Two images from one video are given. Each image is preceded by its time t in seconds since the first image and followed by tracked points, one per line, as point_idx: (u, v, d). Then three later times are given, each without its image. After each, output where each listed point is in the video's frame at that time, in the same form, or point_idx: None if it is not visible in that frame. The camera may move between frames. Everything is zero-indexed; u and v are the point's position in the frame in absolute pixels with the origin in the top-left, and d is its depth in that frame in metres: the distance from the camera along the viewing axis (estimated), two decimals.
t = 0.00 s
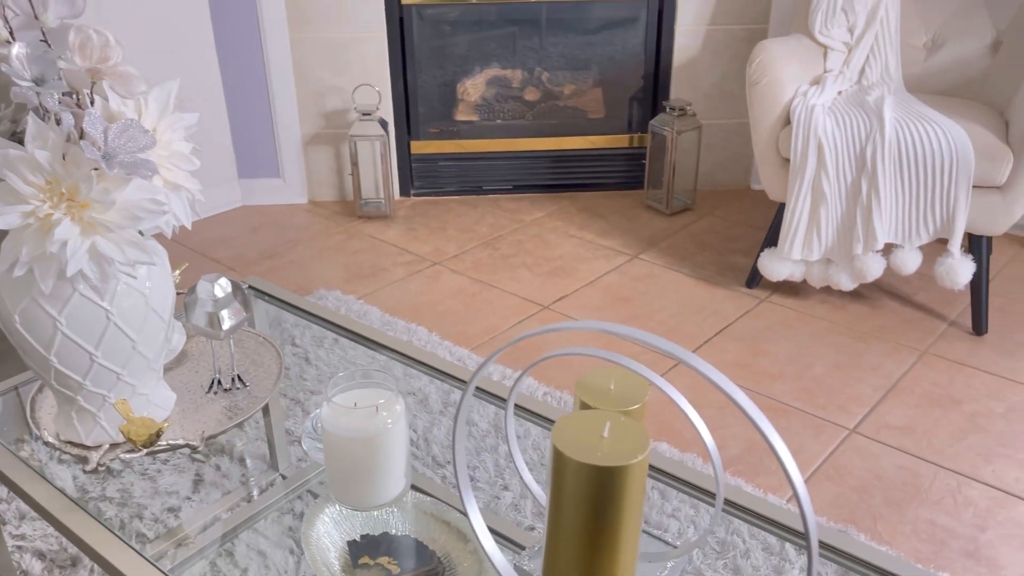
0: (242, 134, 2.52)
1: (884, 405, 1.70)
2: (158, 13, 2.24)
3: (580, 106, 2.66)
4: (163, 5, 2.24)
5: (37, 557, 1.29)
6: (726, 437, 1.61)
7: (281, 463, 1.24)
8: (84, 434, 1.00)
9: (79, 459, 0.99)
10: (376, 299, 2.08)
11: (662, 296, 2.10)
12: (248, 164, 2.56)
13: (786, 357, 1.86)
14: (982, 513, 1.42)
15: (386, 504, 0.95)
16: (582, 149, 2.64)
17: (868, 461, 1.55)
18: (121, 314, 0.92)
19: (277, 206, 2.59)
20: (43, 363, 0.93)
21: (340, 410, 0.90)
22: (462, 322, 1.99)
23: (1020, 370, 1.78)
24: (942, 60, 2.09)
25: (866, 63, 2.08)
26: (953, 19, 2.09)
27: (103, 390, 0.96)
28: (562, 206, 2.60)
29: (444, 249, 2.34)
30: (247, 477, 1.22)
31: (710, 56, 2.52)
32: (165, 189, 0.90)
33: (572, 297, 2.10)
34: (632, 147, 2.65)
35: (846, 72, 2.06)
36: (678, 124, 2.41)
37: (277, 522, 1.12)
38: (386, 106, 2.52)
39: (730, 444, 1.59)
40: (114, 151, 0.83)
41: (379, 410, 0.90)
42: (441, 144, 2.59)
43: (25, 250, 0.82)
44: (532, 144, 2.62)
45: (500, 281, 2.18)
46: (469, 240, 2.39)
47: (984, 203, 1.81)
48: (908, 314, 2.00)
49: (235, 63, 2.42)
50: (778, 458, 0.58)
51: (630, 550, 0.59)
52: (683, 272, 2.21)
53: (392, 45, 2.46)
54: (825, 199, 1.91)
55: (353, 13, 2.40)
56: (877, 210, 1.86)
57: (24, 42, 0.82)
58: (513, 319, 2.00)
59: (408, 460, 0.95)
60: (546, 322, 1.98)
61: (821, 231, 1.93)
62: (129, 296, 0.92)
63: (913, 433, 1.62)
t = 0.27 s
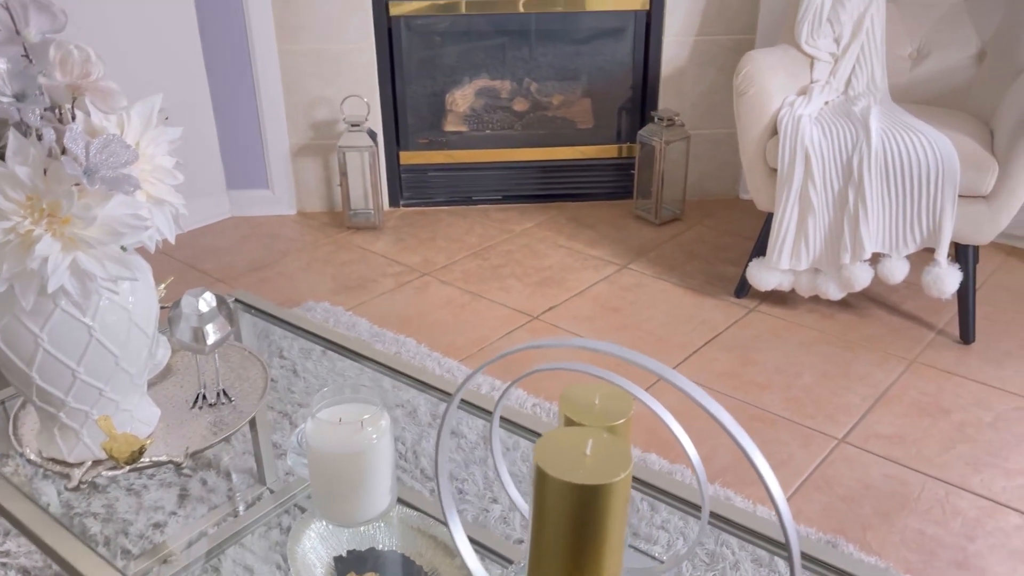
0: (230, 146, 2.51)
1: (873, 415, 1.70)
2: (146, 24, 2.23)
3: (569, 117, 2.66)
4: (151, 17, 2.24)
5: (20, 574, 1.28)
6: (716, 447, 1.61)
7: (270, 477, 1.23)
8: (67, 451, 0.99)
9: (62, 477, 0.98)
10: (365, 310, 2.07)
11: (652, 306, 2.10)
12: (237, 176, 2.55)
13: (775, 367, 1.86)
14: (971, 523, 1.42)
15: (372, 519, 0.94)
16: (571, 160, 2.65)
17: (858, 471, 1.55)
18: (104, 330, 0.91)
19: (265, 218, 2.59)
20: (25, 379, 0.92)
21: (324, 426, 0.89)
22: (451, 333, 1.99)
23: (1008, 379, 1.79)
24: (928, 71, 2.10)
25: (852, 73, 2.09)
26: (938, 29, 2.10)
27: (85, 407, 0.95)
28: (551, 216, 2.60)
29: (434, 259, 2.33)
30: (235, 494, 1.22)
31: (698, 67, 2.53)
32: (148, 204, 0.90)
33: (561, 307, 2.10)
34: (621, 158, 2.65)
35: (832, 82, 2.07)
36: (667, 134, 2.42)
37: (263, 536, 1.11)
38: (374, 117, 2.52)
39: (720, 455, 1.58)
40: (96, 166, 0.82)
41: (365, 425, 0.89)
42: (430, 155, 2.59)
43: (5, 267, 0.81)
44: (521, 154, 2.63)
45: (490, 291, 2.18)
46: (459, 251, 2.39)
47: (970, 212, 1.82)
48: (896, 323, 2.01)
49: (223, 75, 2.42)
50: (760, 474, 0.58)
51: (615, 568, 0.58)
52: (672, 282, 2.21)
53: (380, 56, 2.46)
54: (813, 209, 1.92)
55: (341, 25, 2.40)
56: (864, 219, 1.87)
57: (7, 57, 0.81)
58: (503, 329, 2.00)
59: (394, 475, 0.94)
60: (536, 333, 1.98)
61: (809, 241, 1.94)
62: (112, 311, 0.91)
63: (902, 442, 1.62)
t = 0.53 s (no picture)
0: (220, 162, 2.51)
1: (863, 430, 1.70)
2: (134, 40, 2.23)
3: (559, 131, 2.67)
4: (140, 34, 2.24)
5: None
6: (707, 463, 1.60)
7: (259, 497, 1.23)
8: (51, 475, 0.98)
9: (45, 501, 0.97)
10: (355, 326, 2.07)
11: (643, 320, 2.10)
12: (227, 192, 2.55)
13: (766, 382, 1.86)
14: (962, 539, 1.42)
15: (359, 543, 0.93)
16: (562, 174, 2.65)
17: (849, 487, 1.54)
18: (89, 353, 0.90)
19: (255, 233, 2.58)
20: (8, 403, 0.91)
21: (311, 451, 0.89)
22: (442, 349, 1.98)
23: (997, 393, 1.79)
24: (915, 86, 2.12)
25: (840, 88, 2.10)
26: (925, 45, 2.12)
27: (70, 430, 0.95)
28: (542, 231, 2.60)
29: (425, 274, 2.33)
30: (222, 514, 1.22)
31: (687, 82, 2.54)
32: (133, 227, 0.89)
33: (552, 322, 2.09)
34: (611, 172, 2.66)
35: (821, 98, 2.08)
36: (657, 149, 2.43)
37: (251, 557, 1.09)
38: (365, 133, 2.52)
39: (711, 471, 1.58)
40: (80, 190, 0.81)
41: (351, 448, 0.89)
42: (421, 170, 2.60)
43: None
44: (512, 169, 2.63)
45: (481, 306, 2.17)
46: (449, 265, 2.38)
47: (958, 227, 1.83)
48: (886, 337, 2.01)
49: (213, 91, 2.42)
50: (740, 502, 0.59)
51: None
52: (663, 296, 2.21)
53: (370, 72, 2.46)
54: (802, 224, 1.92)
55: (331, 41, 2.41)
56: (853, 234, 1.88)
57: None
58: (494, 345, 1.99)
59: (380, 498, 0.94)
60: (527, 348, 1.98)
61: (798, 255, 1.95)
62: (97, 334, 0.90)
63: (892, 458, 1.62)
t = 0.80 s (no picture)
0: (210, 183, 2.51)
1: (853, 451, 1.70)
2: (125, 63, 2.23)
3: (549, 151, 2.68)
4: (130, 57, 2.24)
5: None
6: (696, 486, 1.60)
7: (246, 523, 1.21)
8: (31, 507, 0.97)
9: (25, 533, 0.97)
10: (344, 348, 2.06)
11: (633, 341, 2.10)
12: (217, 212, 2.55)
13: (755, 402, 1.86)
14: (952, 562, 1.42)
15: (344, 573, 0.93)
16: (551, 194, 2.66)
17: (838, 509, 1.54)
18: (69, 383, 0.90)
19: (245, 254, 2.58)
20: None
21: (294, 481, 0.88)
22: (431, 370, 1.97)
23: (986, 413, 1.79)
24: (901, 107, 2.13)
25: (827, 109, 2.12)
26: (910, 66, 2.13)
27: (50, 461, 0.94)
28: (532, 250, 2.60)
29: (414, 295, 2.32)
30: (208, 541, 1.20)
31: (676, 102, 2.55)
32: (114, 256, 0.89)
33: (541, 343, 2.09)
34: (601, 192, 2.67)
35: (808, 118, 2.10)
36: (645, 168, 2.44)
37: None
38: (355, 154, 2.53)
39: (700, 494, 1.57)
40: (59, 221, 0.81)
41: (333, 478, 0.89)
42: (411, 190, 2.60)
43: None
44: (501, 189, 2.64)
45: (470, 327, 2.17)
46: (439, 286, 2.38)
47: (945, 247, 1.83)
48: (876, 357, 2.01)
49: (203, 113, 2.43)
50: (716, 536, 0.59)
51: None
52: (653, 316, 2.21)
53: (360, 93, 2.47)
54: (790, 244, 1.93)
55: (321, 63, 2.42)
56: (841, 255, 1.88)
57: None
58: (483, 366, 1.99)
59: (365, 528, 0.93)
60: (516, 369, 1.97)
61: (787, 276, 1.95)
62: (77, 364, 0.90)
63: (881, 479, 1.62)
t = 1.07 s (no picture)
0: (202, 203, 2.51)
1: (844, 472, 1.69)
2: (116, 85, 2.24)
3: (541, 171, 2.69)
4: (122, 78, 2.25)
5: None
6: (687, 508, 1.59)
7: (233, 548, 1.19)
8: (13, 536, 0.96)
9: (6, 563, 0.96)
10: (335, 369, 2.05)
11: (624, 361, 2.10)
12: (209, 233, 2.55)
13: (746, 423, 1.85)
14: None
15: None
16: (543, 215, 2.66)
17: (829, 531, 1.53)
18: (51, 413, 0.89)
19: (236, 274, 2.58)
20: None
21: (278, 510, 0.88)
22: (422, 391, 1.97)
23: (977, 434, 1.79)
24: (889, 128, 2.15)
25: (816, 130, 2.13)
26: (898, 87, 2.15)
27: (31, 490, 0.93)
28: (524, 270, 2.60)
29: (406, 315, 2.32)
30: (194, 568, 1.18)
31: (666, 123, 2.57)
32: (97, 284, 0.89)
33: (532, 364, 2.09)
34: (593, 212, 2.68)
35: (797, 139, 2.11)
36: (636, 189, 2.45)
37: None
38: (347, 174, 2.53)
39: (690, 516, 1.57)
40: (40, 251, 0.81)
41: (315, 507, 0.88)
42: (403, 210, 2.60)
43: None
44: (494, 209, 2.64)
45: (461, 347, 2.16)
46: (431, 306, 2.38)
47: (934, 267, 1.84)
48: (867, 377, 2.01)
49: (194, 134, 2.43)
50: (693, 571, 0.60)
51: None
52: (644, 336, 2.21)
53: (352, 114, 2.48)
54: (779, 265, 1.93)
55: (313, 84, 2.43)
56: (830, 275, 1.89)
57: None
58: (474, 387, 1.98)
59: (347, 557, 0.93)
60: (507, 390, 1.97)
61: (777, 296, 1.95)
62: (59, 394, 0.90)
63: (872, 501, 1.61)
